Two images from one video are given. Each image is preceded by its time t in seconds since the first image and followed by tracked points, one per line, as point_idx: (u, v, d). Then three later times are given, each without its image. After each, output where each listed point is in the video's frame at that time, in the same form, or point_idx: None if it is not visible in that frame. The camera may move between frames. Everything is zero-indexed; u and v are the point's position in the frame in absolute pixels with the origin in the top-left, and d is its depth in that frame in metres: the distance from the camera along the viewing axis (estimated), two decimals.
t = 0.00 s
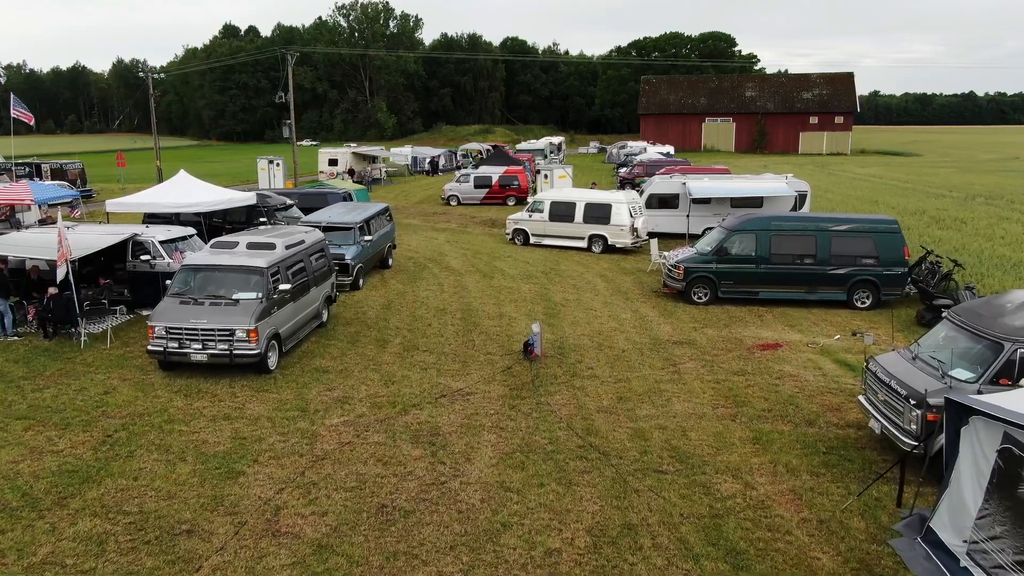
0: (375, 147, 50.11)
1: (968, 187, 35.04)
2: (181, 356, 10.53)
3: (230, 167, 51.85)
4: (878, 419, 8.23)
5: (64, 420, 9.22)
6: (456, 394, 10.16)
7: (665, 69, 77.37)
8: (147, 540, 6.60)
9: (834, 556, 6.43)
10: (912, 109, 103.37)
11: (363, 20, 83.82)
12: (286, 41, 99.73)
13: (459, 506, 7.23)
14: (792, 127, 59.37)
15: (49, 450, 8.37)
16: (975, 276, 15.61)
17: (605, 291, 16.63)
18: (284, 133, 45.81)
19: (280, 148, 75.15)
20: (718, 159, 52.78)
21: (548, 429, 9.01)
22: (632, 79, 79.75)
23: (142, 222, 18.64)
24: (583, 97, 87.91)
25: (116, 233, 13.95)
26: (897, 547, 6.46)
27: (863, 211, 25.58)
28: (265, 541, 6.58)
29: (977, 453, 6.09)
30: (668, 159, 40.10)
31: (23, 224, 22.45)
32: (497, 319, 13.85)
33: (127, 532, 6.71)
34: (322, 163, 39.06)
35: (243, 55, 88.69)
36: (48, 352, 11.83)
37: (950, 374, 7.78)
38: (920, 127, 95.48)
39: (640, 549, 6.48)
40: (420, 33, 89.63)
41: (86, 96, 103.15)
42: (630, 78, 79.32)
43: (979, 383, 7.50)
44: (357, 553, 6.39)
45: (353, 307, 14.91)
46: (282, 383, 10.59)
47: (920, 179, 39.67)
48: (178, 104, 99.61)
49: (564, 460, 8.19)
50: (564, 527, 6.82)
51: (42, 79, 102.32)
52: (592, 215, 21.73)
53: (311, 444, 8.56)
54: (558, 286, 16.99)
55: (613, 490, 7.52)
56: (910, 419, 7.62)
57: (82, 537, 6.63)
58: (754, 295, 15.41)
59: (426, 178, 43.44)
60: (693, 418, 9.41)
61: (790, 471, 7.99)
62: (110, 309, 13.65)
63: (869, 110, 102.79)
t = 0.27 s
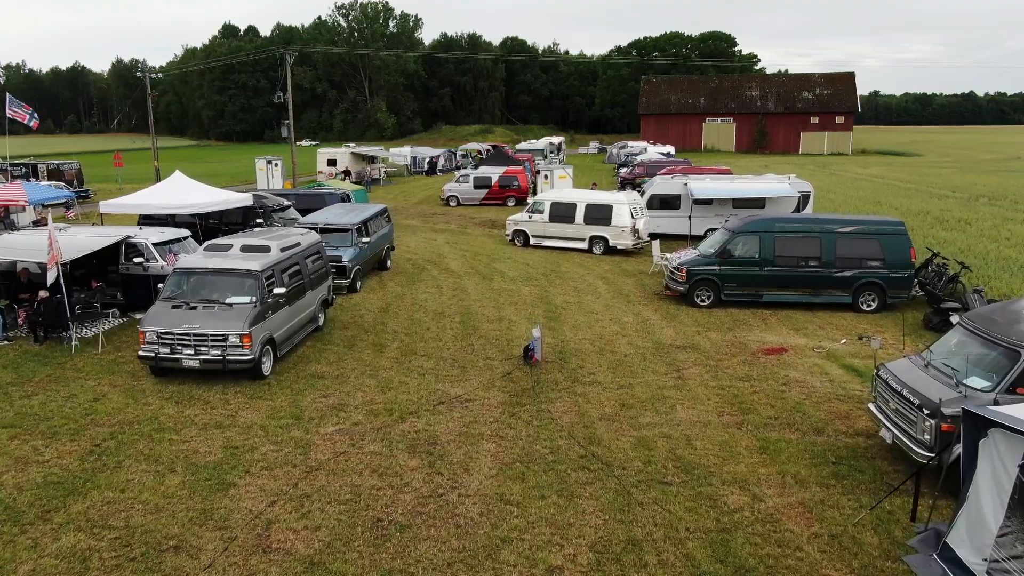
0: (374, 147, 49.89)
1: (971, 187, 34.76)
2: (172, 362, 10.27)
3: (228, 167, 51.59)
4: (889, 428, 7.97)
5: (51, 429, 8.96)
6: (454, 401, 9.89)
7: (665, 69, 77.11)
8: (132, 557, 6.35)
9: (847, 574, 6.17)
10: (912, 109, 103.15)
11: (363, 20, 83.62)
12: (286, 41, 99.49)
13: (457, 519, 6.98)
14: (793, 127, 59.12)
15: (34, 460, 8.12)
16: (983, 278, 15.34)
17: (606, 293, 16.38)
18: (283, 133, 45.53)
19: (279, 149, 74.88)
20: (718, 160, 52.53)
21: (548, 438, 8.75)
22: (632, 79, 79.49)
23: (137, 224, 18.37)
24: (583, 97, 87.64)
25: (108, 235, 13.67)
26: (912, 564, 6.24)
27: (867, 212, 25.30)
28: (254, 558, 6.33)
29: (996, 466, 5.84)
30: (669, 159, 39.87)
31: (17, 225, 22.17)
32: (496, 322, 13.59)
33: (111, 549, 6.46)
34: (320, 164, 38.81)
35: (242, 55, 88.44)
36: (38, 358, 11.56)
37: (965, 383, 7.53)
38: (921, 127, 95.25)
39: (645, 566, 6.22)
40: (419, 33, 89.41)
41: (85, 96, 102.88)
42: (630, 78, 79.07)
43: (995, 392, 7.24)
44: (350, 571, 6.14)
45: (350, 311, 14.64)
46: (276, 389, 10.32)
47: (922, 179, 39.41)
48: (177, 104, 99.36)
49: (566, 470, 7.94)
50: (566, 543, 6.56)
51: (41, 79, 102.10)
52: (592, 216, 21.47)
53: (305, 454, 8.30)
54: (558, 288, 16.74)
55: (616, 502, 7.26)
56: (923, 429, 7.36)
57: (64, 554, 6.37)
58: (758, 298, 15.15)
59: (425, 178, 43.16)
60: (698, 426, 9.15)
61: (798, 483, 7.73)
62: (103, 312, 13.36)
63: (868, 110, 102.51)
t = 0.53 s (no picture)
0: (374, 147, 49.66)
1: (974, 187, 34.49)
2: (164, 367, 10.01)
3: (227, 168, 51.34)
4: (902, 438, 7.72)
5: (37, 438, 8.70)
6: (453, 408, 9.63)
7: (666, 69, 76.86)
8: None
9: None
10: (912, 109, 102.90)
11: (362, 20, 83.30)
12: (285, 41, 99.21)
13: (455, 534, 6.72)
14: (794, 127, 58.85)
15: (19, 472, 7.86)
16: (990, 281, 15.09)
17: (608, 296, 16.13)
18: (281, 133, 45.28)
19: (279, 149, 74.70)
20: (719, 160, 52.30)
21: (550, 447, 8.50)
22: (632, 79, 79.25)
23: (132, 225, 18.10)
24: (583, 97, 87.38)
25: (101, 237, 13.43)
26: None
27: (870, 213, 25.05)
28: None
29: (1019, 479, 5.57)
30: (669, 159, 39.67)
31: (11, 226, 21.89)
32: (496, 326, 13.33)
33: (95, 566, 6.20)
34: (319, 164, 38.55)
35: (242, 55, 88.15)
36: (28, 363, 11.30)
37: (981, 393, 7.28)
38: (921, 127, 94.99)
39: None
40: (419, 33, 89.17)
41: (84, 96, 102.62)
42: (630, 78, 78.83)
43: (1014, 403, 6.99)
44: None
45: (347, 314, 14.40)
46: (270, 396, 10.07)
47: (924, 180, 39.15)
48: (176, 104, 99.07)
49: (568, 482, 7.68)
50: (568, 560, 6.31)
51: (40, 79, 101.83)
52: (594, 217, 21.21)
53: (299, 465, 8.05)
54: (559, 291, 16.50)
55: (620, 516, 7.01)
56: (938, 440, 7.12)
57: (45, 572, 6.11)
58: (762, 301, 14.91)
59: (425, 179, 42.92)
60: (704, 435, 8.90)
61: (809, 495, 7.48)
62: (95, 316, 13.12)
63: (869, 110, 102.23)
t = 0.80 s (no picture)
0: (373, 147, 49.42)
1: (979, 187, 34.20)
2: (156, 374, 9.77)
3: (226, 168, 51.10)
4: (915, 448, 7.47)
5: (24, 448, 8.44)
6: (451, 416, 9.38)
7: (666, 69, 76.61)
8: None
9: None
10: (912, 109, 102.70)
11: (361, 20, 82.94)
12: (285, 40, 98.94)
13: (454, 550, 6.47)
14: (795, 128, 58.60)
15: (3, 483, 7.61)
16: (998, 283, 14.83)
17: (610, 298, 15.90)
18: (280, 133, 45.01)
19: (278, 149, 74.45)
20: (720, 160, 52.05)
21: (552, 457, 8.25)
22: (632, 79, 78.99)
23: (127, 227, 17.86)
24: (583, 97, 87.09)
25: (93, 239, 13.16)
26: None
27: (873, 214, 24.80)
28: None
29: None
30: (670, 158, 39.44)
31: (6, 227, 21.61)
32: (496, 330, 13.08)
33: None
34: (318, 164, 38.28)
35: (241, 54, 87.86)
36: (18, 369, 11.05)
37: (998, 402, 7.03)
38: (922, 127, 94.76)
39: None
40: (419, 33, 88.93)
41: (84, 96, 102.38)
42: (631, 78, 78.58)
43: None
44: None
45: (345, 317, 14.14)
46: (265, 403, 9.83)
47: (927, 180, 38.91)
48: (176, 104, 98.82)
49: (571, 493, 7.45)
50: None
51: (40, 79, 101.58)
52: (595, 218, 20.95)
53: (293, 476, 7.79)
54: (561, 293, 16.26)
55: (625, 531, 6.76)
56: (953, 452, 6.88)
57: None
58: (767, 304, 14.66)
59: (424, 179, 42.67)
60: (710, 444, 8.65)
61: (819, 507, 7.23)
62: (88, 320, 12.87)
63: (869, 110, 101.98)
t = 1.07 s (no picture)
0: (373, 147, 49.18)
1: (982, 187, 34.00)
2: (147, 381, 9.51)
3: (224, 168, 50.90)
4: (928, 459, 7.23)
5: (9, 458, 8.19)
6: (450, 424, 9.13)
7: (666, 69, 76.37)
8: None
9: None
10: (912, 109, 102.53)
11: (361, 19, 82.42)
12: (284, 40, 98.68)
13: (452, 567, 6.22)
14: (796, 128, 58.36)
15: None
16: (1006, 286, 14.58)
17: (612, 301, 15.67)
18: (279, 133, 44.75)
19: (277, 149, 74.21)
20: (721, 160, 51.81)
21: (553, 467, 8.01)
22: (632, 78, 78.74)
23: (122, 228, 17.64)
24: (583, 97, 86.91)
25: (85, 242, 12.92)
26: None
27: (876, 216, 24.56)
28: None
29: None
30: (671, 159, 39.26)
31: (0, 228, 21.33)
32: (496, 334, 12.84)
33: None
34: (317, 164, 38.02)
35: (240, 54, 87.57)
36: (6, 374, 10.79)
37: (1016, 413, 6.81)
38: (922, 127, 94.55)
39: None
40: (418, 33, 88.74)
41: (83, 95, 102.10)
42: (631, 78, 78.33)
43: None
44: None
45: (342, 321, 13.89)
46: (258, 410, 9.57)
47: (929, 180, 38.68)
48: (175, 104, 98.57)
49: (574, 506, 7.20)
50: None
51: (39, 79, 101.32)
52: (596, 219, 20.70)
53: (286, 487, 7.55)
54: (562, 296, 16.02)
55: (630, 547, 6.52)
56: (969, 464, 6.64)
57: None
58: (771, 308, 14.41)
59: (423, 179, 42.42)
60: (716, 453, 8.41)
61: (830, 521, 6.99)
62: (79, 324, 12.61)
63: (869, 109, 101.75)
